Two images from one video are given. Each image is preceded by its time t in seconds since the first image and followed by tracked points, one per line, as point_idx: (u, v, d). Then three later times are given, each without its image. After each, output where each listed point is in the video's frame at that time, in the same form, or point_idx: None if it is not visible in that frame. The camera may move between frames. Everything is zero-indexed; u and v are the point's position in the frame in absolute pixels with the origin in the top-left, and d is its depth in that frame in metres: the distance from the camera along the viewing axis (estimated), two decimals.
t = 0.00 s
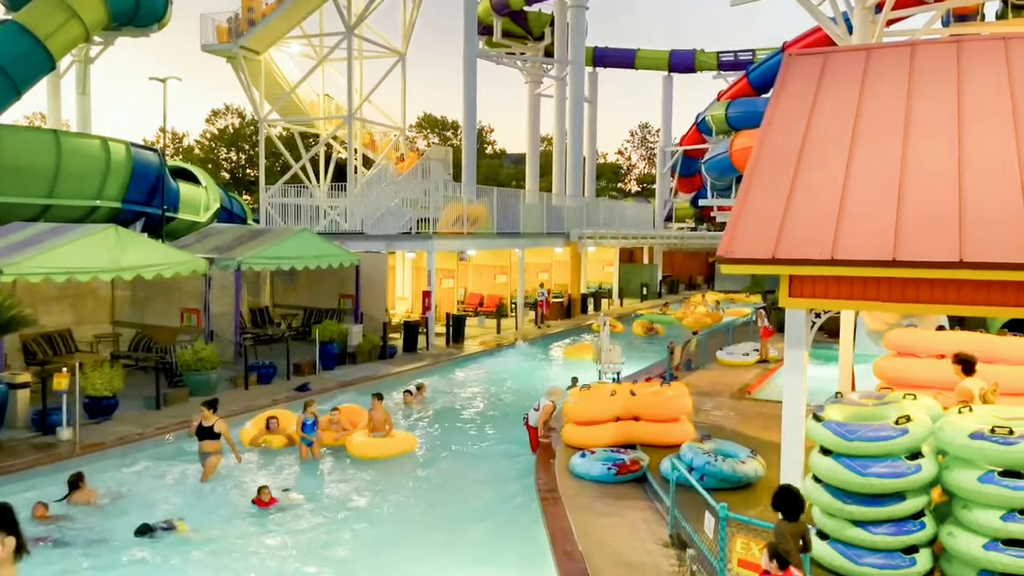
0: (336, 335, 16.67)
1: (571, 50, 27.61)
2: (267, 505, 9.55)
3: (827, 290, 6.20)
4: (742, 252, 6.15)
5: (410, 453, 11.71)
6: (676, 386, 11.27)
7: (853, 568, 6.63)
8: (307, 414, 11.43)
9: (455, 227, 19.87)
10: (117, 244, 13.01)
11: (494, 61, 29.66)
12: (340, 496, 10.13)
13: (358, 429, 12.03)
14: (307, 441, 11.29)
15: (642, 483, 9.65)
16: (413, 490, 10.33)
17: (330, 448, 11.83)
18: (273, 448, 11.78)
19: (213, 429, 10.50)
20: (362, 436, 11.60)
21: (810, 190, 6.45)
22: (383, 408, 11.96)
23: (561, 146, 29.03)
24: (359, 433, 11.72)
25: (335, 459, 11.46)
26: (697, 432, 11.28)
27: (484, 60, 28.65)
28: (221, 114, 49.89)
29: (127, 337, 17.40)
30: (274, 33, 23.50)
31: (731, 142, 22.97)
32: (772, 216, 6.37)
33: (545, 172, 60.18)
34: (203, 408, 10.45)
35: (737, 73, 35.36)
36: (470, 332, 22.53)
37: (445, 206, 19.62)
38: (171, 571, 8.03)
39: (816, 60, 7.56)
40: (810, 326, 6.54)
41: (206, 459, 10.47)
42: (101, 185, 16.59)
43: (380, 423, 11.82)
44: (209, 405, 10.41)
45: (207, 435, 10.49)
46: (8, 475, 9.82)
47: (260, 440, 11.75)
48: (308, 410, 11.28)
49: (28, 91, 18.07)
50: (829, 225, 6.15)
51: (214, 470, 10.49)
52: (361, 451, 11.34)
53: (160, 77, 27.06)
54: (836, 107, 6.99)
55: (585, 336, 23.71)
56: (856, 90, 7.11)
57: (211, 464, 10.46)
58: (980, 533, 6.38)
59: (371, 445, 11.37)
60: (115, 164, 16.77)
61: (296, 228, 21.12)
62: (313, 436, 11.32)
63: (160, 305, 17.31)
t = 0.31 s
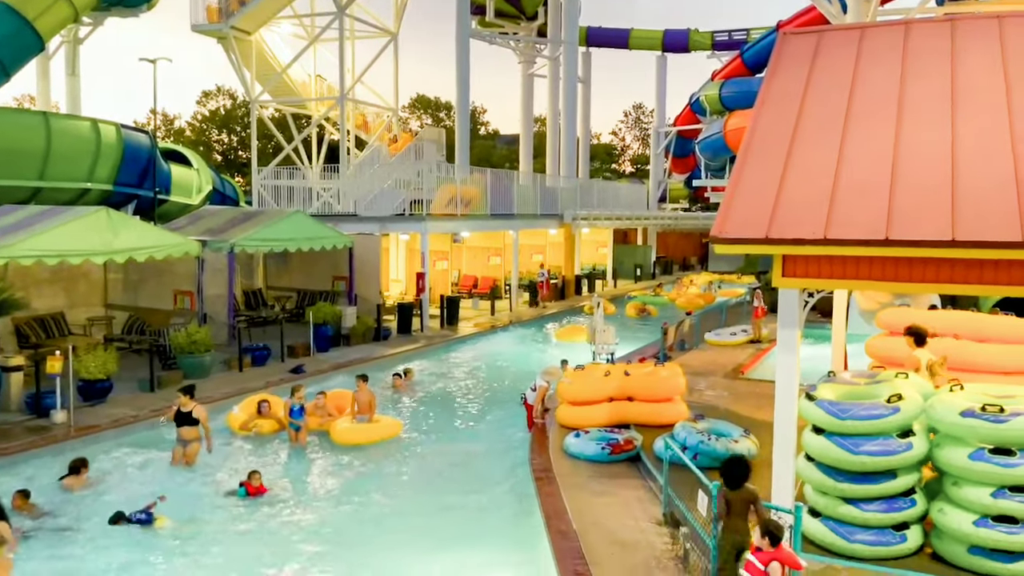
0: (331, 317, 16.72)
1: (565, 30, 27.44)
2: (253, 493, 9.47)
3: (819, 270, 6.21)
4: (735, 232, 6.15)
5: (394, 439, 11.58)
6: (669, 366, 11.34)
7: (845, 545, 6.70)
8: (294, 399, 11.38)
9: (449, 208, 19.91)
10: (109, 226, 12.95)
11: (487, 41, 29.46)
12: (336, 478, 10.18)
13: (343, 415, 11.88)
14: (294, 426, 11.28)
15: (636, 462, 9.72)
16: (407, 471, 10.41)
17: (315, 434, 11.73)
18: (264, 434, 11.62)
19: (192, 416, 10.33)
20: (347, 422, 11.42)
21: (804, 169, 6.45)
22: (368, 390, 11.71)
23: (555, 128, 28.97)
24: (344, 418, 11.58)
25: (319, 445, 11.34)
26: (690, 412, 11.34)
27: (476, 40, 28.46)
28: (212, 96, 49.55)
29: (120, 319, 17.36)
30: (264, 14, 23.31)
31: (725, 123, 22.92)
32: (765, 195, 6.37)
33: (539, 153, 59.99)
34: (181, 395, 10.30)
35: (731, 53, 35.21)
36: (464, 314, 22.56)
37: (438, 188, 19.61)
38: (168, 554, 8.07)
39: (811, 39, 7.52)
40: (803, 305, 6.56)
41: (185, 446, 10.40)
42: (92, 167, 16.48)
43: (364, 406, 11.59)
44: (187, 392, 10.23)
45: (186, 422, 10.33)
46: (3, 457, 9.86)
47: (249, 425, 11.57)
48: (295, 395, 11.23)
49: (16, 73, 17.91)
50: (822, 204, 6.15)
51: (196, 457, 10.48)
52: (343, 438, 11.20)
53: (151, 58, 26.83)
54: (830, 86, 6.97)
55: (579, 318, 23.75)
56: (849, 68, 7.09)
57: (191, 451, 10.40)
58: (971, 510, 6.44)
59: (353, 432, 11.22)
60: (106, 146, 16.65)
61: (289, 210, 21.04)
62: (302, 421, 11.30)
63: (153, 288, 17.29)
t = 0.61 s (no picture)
0: (323, 300, 16.69)
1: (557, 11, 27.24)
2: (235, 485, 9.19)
3: (810, 251, 6.21)
4: (727, 214, 6.13)
5: (380, 426, 11.43)
6: (661, 347, 11.37)
7: (834, 523, 6.75)
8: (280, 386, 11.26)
9: (441, 190, 19.82)
10: (98, 210, 12.85)
11: (479, 22, 29.22)
12: (330, 460, 10.21)
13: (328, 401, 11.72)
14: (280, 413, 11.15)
15: (627, 443, 9.76)
16: (399, 453, 10.44)
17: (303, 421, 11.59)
18: (258, 422, 11.43)
19: (162, 407, 10.00)
20: (332, 407, 11.27)
21: (796, 150, 6.43)
22: (356, 376, 11.51)
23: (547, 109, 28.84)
24: (329, 403, 11.45)
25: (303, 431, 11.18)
26: (682, 393, 11.39)
27: (468, 21, 28.21)
28: (201, 77, 49.03)
29: (111, 303, 17.31)
30: None
31: (717, 104, 22.84)
32: (757, 176, 6.35)
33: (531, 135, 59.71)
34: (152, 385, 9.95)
35: (724, 34, 35.05)
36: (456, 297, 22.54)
37: (430, 169, 19.44)
38: (162, 537, 8.09)
39: (803, 20, 7.49)
40: (794, 287, 6.57)
41: (156, 435, 10.09)
42: (81, 150, 16.34)
43: (352, 392, 11.38)
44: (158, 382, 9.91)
45: (156, 413, 9.99)
46: None
47: (242, 414, 11.33)
48: (280, 383, 11.10)
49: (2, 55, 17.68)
50: (814, 185, 6.14)
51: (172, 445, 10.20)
52: (327, 423, 11.10)
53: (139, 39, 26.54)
54: (821, 66, 6.96)
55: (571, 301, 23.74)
56: (841, 49, 7.06)
57: (160, 441, 10.11)
58: (958, 488, 6.51)
59: (338, 418, 11.10)
60: (94, 128, 16.49)
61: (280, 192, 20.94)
62: (287, 408, 11.19)
63: (144, 271, 17.14)
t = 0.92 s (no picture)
0: (313, 288, 16.68)
1: None
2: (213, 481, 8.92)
3: (800, 238, 6.23)
4: (717, 201, 6.15)
5: (366, 419, 11.22)
6: (652, 334, 11.38)
7: (822, 509, 6.81)
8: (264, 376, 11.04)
9: (431, 178, 19.70)
10: (85, 197, 12.73)
11: (469, 8, 29.05)
12: (320, 448, 10.23)
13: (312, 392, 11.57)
14: (265, 406, 10.95)
15: (617, 430, 9.81)
16: (389, 440, 10.48)
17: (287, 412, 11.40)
18: (248, 416, 11.19)
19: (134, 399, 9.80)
20: (318, 399, 11.07)
21: (786, 137, 6.44)
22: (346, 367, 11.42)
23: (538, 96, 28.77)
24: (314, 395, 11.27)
25: (289, 424, 11.02)
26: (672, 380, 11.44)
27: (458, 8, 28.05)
28: (188, 64, 48.56)
29: (99, 291, 17.26)
30: None
31: (708, 91, 22.82)
32: (747, 163, 6.36)
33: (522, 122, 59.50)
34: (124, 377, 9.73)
35: (715, 21, 34.97)
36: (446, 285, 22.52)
37: (421, 157, 19.25)
38: (150, 524, 8.13)
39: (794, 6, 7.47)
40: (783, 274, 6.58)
41: (128, 431, 9.80)
42: (68, 137, 16.19)
43: (342, 383, 11.33)
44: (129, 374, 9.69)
45: (128, 406, 9.79)
46: None
47: (230, 408, 11.08)
48: (266, 373, 10.90)
49: None
50: (803, 172, 6.16)
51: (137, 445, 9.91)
52: (314, 415, 10.89)
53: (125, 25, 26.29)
54: (812, 52, 6.95)
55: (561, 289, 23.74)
56: (832, 35, 7.05)
57: (134, 438, 9.83)
58: (944, 474, 6.56)
59: (324, 410, 10.89)
60: (81, 115, 16.31)
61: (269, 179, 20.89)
62: (271, 400, 10.96)
63: (133, 261, 16.85)
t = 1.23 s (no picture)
0: (300, 280, 16.65)
1: None
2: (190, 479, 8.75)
3: (785, 230, 6.26)
4: (703, 194, 6.17)
5: (351, 411, 11.20)
6: (638, 325, 11.40)
7: (807, 498, 6.87)
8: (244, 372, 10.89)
9: (418, 169, 19.74)
10: (69, 188, 12.61)
11: None
12: (306, 440, 10.24)
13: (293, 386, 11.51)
14: (243, 403, 10.82)
15: (603, 421, 9.85)
16: (376, 433, 10.50)
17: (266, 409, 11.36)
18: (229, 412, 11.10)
19: (102, 401, 9.35)
20: (301, 393, 11.04)
21: (772, 130, 6.46)
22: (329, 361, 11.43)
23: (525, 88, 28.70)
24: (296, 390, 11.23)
25: (272, 417, 11.01)
26: (657, 371, 11.50)
27: None
28: (173, 54, 48.07)
29: (82, 283, 17.13)
30: None
31: (696, 84, 22.85)
32: (732, 155, 6.38)
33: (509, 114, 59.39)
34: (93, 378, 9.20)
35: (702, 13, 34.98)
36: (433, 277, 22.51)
37: (407, 148, 19.34)
38: (135, 518, 8.13)
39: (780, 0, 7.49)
40: (768, 265, 6.61)
41: (96, 435, 9.39)
42: (51, 128, 16.04)
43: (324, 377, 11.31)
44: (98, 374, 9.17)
45: (97, 408, 9.35)
46: None
47: (211, 408, 10.92)
48: (244, 370, 10.76)
49: None
50: (788, 164, 6.18)
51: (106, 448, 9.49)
52: (298, 410, 10.87)
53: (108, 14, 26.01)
54: (798, 46, 6.97)
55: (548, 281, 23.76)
56: (817, 29, 7.07)
57: (104, 442, 9.42)
58: (926, 463, 6.64)
59: (308, 404, 10.88)
60: (64, 105, 16.16)
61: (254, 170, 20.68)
62: (248, 397, 10.86)
63: (117, 252, 16.71)
